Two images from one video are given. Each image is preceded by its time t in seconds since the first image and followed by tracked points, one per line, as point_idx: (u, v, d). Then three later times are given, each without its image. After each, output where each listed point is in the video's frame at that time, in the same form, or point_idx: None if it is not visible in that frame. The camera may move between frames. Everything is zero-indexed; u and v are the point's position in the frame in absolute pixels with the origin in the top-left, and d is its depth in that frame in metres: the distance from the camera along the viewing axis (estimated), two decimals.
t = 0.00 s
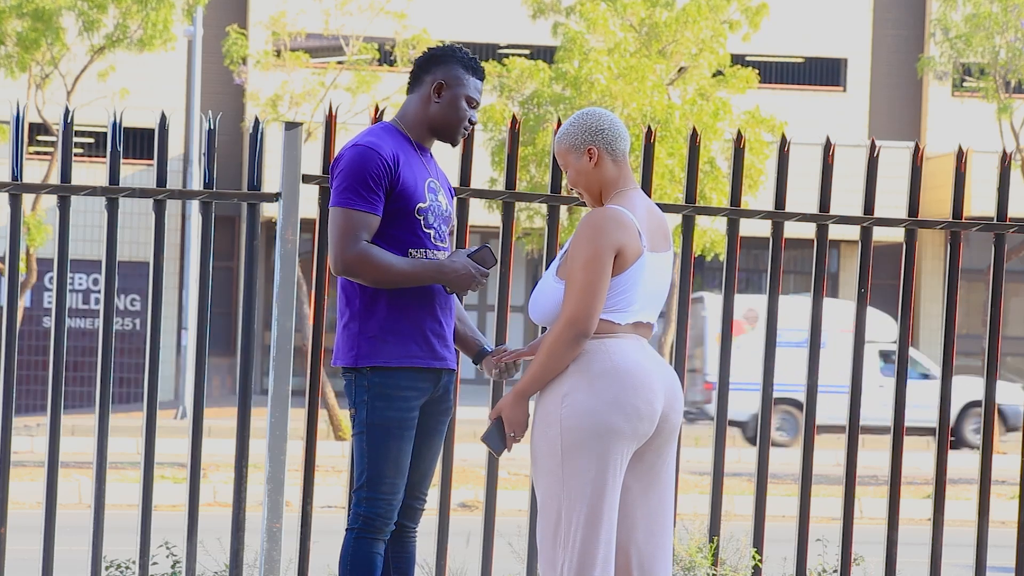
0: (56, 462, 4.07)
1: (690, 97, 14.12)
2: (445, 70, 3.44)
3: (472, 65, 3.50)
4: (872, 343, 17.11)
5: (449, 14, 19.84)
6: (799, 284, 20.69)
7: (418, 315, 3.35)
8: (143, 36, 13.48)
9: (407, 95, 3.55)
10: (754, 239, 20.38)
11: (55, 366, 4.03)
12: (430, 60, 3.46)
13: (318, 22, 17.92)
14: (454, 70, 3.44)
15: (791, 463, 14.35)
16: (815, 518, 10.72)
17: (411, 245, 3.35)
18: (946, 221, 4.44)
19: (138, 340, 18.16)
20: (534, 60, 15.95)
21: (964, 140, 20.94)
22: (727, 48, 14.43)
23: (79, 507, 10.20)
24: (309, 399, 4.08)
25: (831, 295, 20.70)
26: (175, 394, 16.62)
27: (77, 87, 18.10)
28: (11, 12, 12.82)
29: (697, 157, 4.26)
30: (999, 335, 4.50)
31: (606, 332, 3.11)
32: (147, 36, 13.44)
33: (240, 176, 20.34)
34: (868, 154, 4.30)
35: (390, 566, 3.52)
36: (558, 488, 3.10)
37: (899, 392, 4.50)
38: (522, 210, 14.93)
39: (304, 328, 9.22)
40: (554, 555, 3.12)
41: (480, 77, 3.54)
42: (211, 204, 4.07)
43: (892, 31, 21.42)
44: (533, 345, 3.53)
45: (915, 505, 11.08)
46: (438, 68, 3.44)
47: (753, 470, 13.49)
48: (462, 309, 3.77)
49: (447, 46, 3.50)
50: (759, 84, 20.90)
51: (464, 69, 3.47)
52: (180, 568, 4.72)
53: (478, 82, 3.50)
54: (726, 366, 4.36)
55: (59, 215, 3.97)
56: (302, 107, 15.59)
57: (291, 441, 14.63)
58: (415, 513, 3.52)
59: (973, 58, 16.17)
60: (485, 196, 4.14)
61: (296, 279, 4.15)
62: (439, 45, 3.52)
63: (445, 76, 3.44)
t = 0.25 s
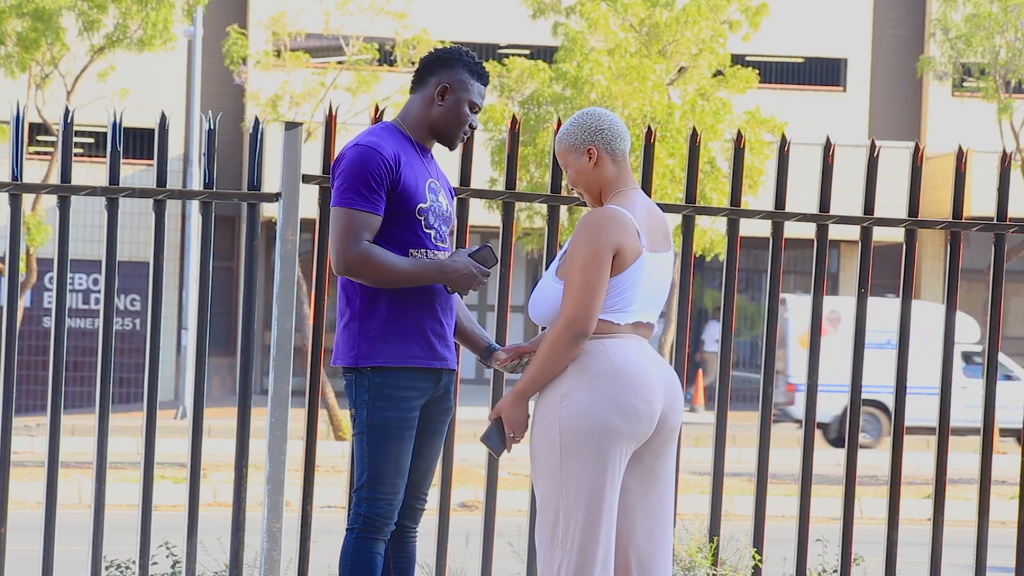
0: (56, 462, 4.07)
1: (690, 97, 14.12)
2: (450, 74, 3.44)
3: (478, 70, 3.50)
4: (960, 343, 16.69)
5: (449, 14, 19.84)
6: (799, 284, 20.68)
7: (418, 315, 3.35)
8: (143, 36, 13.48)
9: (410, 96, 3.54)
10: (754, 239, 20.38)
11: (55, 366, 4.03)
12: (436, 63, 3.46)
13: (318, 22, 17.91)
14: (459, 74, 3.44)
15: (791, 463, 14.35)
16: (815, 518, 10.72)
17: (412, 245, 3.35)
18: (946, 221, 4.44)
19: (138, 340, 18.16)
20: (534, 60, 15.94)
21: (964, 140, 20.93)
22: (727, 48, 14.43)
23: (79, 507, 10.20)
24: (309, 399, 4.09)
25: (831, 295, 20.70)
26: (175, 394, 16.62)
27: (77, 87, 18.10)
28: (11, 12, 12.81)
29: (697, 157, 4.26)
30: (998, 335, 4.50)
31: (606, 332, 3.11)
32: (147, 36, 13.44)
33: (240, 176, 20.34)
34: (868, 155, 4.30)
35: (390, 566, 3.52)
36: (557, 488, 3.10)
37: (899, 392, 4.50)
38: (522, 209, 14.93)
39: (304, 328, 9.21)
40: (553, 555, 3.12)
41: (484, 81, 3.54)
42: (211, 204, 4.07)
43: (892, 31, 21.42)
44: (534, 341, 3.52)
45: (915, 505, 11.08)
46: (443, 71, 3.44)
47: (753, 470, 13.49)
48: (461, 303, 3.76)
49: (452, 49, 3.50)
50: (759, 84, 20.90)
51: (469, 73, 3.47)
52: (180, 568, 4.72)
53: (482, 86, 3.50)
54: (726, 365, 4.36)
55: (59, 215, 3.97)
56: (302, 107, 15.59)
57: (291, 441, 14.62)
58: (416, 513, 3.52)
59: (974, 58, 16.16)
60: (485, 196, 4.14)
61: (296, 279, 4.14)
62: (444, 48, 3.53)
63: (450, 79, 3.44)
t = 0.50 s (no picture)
0: (56, 462, 4.07)
1: (690, 97, 14.12)
2: (450, 74, 3.44)
3: (479, 70, 3.50)
4: None
5: (449, 14, 19.83)
6: (800, 284, 20.68)
7: (418, 315, 3.35)
8: (143, 36, 13.48)
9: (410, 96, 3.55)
10: (754, 239, 20.38)
11: (55, 366, 4.03)
12: (437, 64, 3.46)
13: (318, 22, 17.92)
14: (459, 74, 3.44)
15: (791, 463, 14.35)
16: (815, 518, 10.72)
17: (412, 245, 3.35)
18: (946, 221, 4.44)
19: (138, 340, 18.16)
20: (534, 60, 15.94)
21: (964, 140, 20.93)
22: (727, 48, 14.44)
23: (79, 507, 10.20)
24: (309, 399, 4.08)
25: (831, 295, 20.70)
26: (175, 394, 16.61)
27: (77, 87, 18.10)
28: (11, 12, 12.81)
29: (697, 157, 4.26)
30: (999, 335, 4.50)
31: (606, 332, 3.11)
32: (147, 36, 13.44)
33: (240, 176, 20.34)
34: (868, 155, 4.30)
35: (390, 566, 3.52)
36: (557, 488, 3.10)
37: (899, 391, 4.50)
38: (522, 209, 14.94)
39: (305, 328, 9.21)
40: (553, 555, 3.12)
41: (485, 81, 3.54)
42: (211, 204, 4.07)
43: (892, 31, 21.42)
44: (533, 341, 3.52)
45: (915, 505, 11.08)
46: (444, 72, 3.44)
47: (753, 470, 13.49)
48: (462, 298, 3.78)
49: (453, 49, 3.50)
50: (759, 84, 20.90)
51: (469, 73, 3.46)
52: (180, 568, 4.72)
53: (483, 86, 3.49)
54: (726, 365, 4.36)
55: (59, 215, 3.97)
56: (302, 107, 15.59)
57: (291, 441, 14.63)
58: (415, 513, 3.52)
59: (974, 58, 16.15)
60: (485, 196, 4.14)
61: (296, 279, 4.14)
62: (444, 48, 3.53)
63: (451, 79, 3.44)
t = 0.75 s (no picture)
0: (56, 462, 4.07)
1: (690, 97, 14.13)
2: (445, 73, 3.44)
3: (473, 67, 3.50)
4: None
5: (449, 14, 19.83)
6: (800, 284, 20.68)
7: (419, 316, 3.35)
8: (143, 36, 13.48)
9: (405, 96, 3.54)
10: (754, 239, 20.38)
11: (55, 366, 4.03)
12: (430, 62, 3.46)
13: (318, 22, 17.92)
14: (454, 72, 3.44)
15: (791, 463, 14.35)
16: (815, 518, 10.72)
17: (412, 246, 3.35)
18: (946, 221, 4.44)
19: (138, 340, 18.16)
20: (534, 60, 15.94)
21: (964, 140, 20.94)
22: (727, 48, 14.45)
23: (79, 507, 10.20)
24: (309, 399, 4.09)
25: (831, 296, 20.71)
26: (175, 394, 16.61)
27: (77, 87, 18.10)
28: (11, 12, 12.81)
29: (697, 157, 4.26)
30: (999, 336, 4.50)
31: (607, 331, 3.11)
32: (147, 36, 13.44)
33: (240, 176, 20.34)
34: (868, 154, 4.30)
35: (390, 566, 3.52)
36: (557, 489, 3.10)
37: (899, 392, 4.50)
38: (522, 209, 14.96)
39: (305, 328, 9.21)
40: (552, 555, 3.12)
41: (480, 78, 3.54)
42: (211, 204, 4.07)
43: (892, 31, 21.42)
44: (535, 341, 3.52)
45: (915, 505, 11.08)
46: (438, 70, 3.44)
47: (753, 470, 13.48)
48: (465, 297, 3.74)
49: (447, 47, 3.49)
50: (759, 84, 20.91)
51: (464, 71, 3.47)
52: (180, 568, 4.72)
53: (478, 84, 3.50)
54: (726, 365, 4.36)
55: (59, 216, 3.97)
56: (302, 107, 15.59)
57: (290, 441, 14.63)
58: (416, 513, 3.52)
59: (973, 58, 16.16)
60: (485, 196, 4.14)
61: (296, 279, 4.14)
62: (439, 46, 3.52)
63: (446, 78, 3.44)
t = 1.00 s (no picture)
0: (56, 462, 4.07)
1: (690, 97, 14.14)
2: (440, 70, 3.44)
3: (468, 64, 3.50)
4: None
5: (449, 14, 19.82)
6: (800, 284, 20.69)
7: (419, 316, 3.35)
8: (143, 36, 13.48)
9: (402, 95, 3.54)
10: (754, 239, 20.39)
11: (55, 366, 4.03)
12: (426, 60, 3.46)
13: (318, 22, 17.91)
14: (450, 70, 3.44)
15: (791, 462, 14.35)
16: (815, 518, 10.73)
17: (412, 246, 3.35)
18: (946, 220, 4.44)
19: (138, 340, 18.16)
20: (534, 60, 15.94)
21: (964, 140, 20.95)
22: (727, 48, 14.46)
23: (79, 507, 10.20)
24: (309, 398, 4.09)
25: (831, 295, 20.71)
26: (175, 394, 16.61)
27: (77, 87, 18.10)
28: (11, 12, 12.80)
29: (698, 157, 4.25)
30: (999, 336, 4.50)
31: (607, 331, 3.11)
32: (147, 36, 13.44)
33: (240, 176, 20.34)
34: (868, 155, 4.30)
35: (390, 566, 3.52)
36: (557, 489, 3.11)
37: (899, 392, 4.50)
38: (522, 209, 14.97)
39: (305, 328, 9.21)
40: (552, 555, 3.12)
41: (476, 75, 3.54)
42: (211, 204, 4.07)
43: (892, 31, 21.42)
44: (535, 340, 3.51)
45: (915, 505, 11.08)
46: (433, 68, 3.45)
47: (753, 470, 13.48)
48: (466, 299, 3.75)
49: (442, 45, 3.49)
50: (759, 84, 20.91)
51: (460, 68, 3.47)
52: (180, 568, 4.72)
53: (474, 81, 3.50)
54: (726, 365, 4.36)
55: (59, 216, 3.97)
56: (302, 107, 15.59)
57: (291, 441, 14.63)
58: (416, 513, 3.52)
59: (973, 58, 16.16)
60: (485, 196, 4.13)
61: (296, 279, 4.14)
62: (434, 44, 3.52)
63: (442, 76, 3.44)
